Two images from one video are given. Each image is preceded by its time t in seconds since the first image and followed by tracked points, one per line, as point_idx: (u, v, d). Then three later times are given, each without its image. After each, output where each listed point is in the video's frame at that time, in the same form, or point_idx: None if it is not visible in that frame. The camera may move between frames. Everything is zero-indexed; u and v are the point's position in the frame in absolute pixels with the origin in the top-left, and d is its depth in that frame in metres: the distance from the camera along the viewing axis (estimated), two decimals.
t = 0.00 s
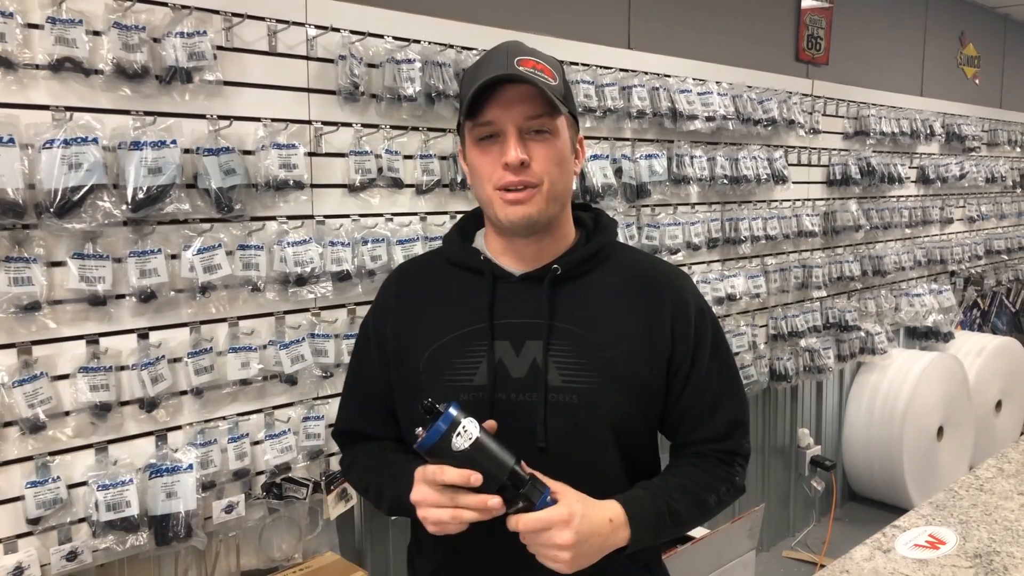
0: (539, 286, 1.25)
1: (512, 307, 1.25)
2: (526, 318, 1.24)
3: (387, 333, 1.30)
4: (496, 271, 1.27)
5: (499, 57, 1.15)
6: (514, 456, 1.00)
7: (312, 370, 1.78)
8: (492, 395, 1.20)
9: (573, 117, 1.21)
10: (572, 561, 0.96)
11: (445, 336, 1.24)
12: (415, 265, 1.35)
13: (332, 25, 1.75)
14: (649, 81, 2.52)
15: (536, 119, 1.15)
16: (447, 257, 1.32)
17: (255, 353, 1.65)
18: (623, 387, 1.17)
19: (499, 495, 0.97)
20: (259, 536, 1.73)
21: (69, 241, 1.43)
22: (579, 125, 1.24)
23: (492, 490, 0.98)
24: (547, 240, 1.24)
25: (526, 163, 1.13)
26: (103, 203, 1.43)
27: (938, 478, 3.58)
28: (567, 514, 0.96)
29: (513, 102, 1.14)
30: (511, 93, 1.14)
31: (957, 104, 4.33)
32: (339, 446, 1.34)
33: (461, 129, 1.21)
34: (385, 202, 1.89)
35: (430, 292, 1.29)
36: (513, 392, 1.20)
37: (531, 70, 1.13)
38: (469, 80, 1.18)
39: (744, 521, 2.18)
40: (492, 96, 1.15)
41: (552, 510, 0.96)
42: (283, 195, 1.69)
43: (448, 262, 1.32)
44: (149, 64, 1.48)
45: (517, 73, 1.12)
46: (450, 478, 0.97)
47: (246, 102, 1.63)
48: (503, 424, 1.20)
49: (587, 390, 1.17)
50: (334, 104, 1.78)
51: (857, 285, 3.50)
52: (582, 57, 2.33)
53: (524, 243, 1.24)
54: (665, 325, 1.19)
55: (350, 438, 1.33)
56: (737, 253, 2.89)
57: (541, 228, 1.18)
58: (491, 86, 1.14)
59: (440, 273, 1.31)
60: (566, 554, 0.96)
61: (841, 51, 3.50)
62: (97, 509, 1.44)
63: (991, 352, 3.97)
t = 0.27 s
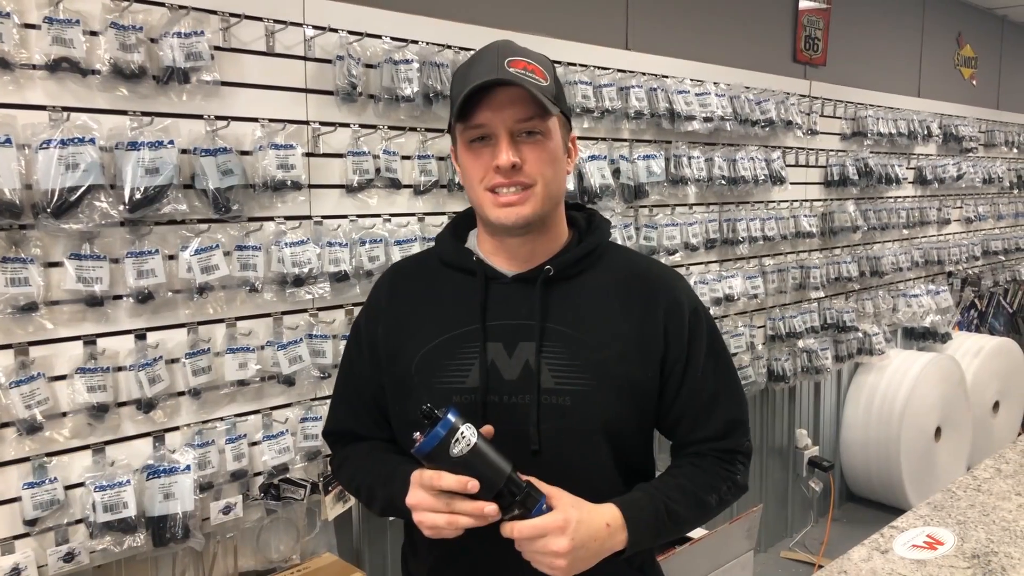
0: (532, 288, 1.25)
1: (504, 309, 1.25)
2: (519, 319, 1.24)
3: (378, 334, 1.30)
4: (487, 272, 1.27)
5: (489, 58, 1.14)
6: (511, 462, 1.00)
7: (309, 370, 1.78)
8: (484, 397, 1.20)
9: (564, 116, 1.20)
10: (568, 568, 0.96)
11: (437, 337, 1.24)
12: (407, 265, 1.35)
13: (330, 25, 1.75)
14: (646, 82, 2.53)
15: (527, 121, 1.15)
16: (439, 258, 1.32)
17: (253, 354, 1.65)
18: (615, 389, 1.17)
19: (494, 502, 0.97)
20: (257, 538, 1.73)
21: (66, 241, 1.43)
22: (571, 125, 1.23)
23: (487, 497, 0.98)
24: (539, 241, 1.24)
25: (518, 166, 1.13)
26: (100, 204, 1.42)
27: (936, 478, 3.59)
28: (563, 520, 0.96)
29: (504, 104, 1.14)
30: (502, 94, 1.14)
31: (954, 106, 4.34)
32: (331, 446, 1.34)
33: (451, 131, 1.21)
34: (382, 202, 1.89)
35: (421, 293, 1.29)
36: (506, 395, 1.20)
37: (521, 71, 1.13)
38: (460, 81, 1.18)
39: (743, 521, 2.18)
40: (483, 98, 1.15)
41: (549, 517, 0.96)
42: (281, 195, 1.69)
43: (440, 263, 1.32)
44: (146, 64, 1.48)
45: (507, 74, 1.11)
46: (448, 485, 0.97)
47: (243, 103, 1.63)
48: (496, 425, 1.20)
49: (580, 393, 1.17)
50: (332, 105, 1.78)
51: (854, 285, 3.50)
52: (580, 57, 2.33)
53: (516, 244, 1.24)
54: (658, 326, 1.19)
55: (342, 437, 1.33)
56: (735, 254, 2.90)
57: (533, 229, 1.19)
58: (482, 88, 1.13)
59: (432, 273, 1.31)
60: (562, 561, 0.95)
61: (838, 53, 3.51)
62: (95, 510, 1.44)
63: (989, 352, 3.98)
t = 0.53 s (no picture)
0: (527, 293, 1.25)
1: (499, 314, 1.25)
2: (514, 324, 1.24)
3: (373, 338, 1.30)
4: (483, 276, 1.27)
5: (483, 63, 1.14)
6: (507, 468, 1.00)
7: (308, 371, 1.78)
8: (480, 403, 1.20)
9: (559, 120, 1.20)
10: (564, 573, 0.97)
11: (432, 341, 1.24)
12: (401, 268, 1.34)
13: (328, 26, 1.75)
14: (645, 83, 2.53)
15: (522, 126, 1.14)
16: (433, 261, 1.32)
17: (251, 355, 1.65)
18: (610, 394, 1.17)
19: (490, 509, 0.97)
20: (255, 539, 1.73)
21: (64, 242, 1.43)
22: (566, 128, 1.23)
23: (484, 503, 0.97)
24: (535, 245, 1.25)
25: (512, 173, 1.13)
26: (99, 205, 1.43)
27: (934, 479, 3.59)
28: (558, 527, 0.96)
29: (498, 109, 1.13)
30: (496, 100, 1.13)
31: (953, 106, 4.34)
32: (327, 448, 1.35)
33: (446, 135, 1.21)
34: (381, 203, 1.89)
35: (415, 297, 1.29)
36: (501, 400, 1.20)
37: (515, 76, 1.12)
38: (454, 85, 1.18)
39: (741, 522, 2.18)
40: (477, 104, 1.14)
41: (545, 523, 0.96)
42: (279, 196, 1.69)
43: (434, 266, 1.32)
44: (145, 65, 1.48)
45: (501, 80, 1.11)
46: (444, 493, 0.97)
47: (242, 104, 1.63)
48: (491, 429, 1.20)
49: (575, 398, 1.18)
50: (330, 106, 1.78)
51: (853, 286, 3.50)
52: (579, 58, 2.33)
53: (511, 249, 1.24)
54: (653, 330, 1.19)
55: (338, 440, 1.33)
56: (734, 254, 2.90)
57: (527, 235, 1.19)
58: (476, 94, 1.13)
59: (426, 277, 1.31)
60: (558, 567, 0.96)
61: (837, 53, 3.51)
62: (93, 511, 1.43)
63: (987, 353, 3.98)
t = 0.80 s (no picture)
0: (525, 292, 1.25)
1: (497, 313, 1.25)
2: (513, 323, 1.24)
3: (370, 338, 1.30)
4: (481, 276, 1.27)
5: (483, 61, 1.14)
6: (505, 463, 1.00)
7: (305, 371, 1.78)
8: (479, 402, 1.20)
9: (558, 119, 1.20)
10: (563, 567, 0.97)
11: (430, 342, 1.24)
12: (397, 268, 1.34)
13: (326, 25, 1.75)
14: (643, 83, 2.53)
15: (522, 126, 1.14)
16: (430, 260, 1.32)
17: (248, 354, 1.65)
18: (609, 393, 1.17)
19: (489, 504, 0.97)
20: (253, 538, 1.73)
21: (61, 242, 1.43)
22: (565, 127, 1.23)
23: (482, 499, 0.98)
24: (533, 246, 1.25)
25: (512, 172, 1.13)
26: (95, 204, 1.43)
27: (931, 478, 3.60)
28: (558, 521, 0.96)
29: (498, 108, 1.13)
30: (496, 99, 1.13)
31: (950, 106, 4.35)
32: (324, 449, 1.34)
33: (444, 134, 1.21)
34: (379, 202, 1.89)
35: (412, 296, 1.29)
36: (500, 400, 1.20)
37: (515, 75, 1.13)
38: (453, 84, 1.17)
39: (739, 521, 2.18)
40: (477, 103, 1.14)
41: (543, 517, 0.96)
42: (277, 195, 1.69)
43: (431, 265, 1.32)
44: (142, 64, 1.47)
45: (502, 79, 1.11)
46: (443, 488, 0.97)
47: (239, 103, 1.63)
48: (490, 429, 1.20)
49: (573, 397, 1.18)
50: (328, 105, 1.78)
51: (851, 285, 3.51)
52: (577, 58, 2.33)
53: (510, 249, 1.24)
54: (651, 328, 1.20)
55: (334, 440, 1.33)
56: (732, 254, 2.90)
57: (526, 234, 1.19)
58: (476, 93, 1.13)
59: (423, 277, 1.31)
60: (557, 561, 0.96)
61: (834, 53, 3.51)
62: (90, 510, 1.43)
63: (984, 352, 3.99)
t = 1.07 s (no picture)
0: (526, 289, 1.25)
1: (498, 310, 1.24)
2: (513, 321, 1.24)
3: (370, 337, 1.30)
4: (482, 273, 1.27)
5: (483, 58, 1.14)
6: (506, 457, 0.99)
7: (304, 369, 1.78)
8: (480, 400, 1.20)
9: (559, 117, 1.20)
10: (567, 560, 0.97)
11: (430, 339, 1.24)
12: (397, 266, 1.34)
13: (325, 23, 1.74)
14: (642, 80, 2.52)
15: (523, 123, 1.14)
16: (430, 258, 1.32)
17: (248, 352, 1.65)
18: (610, 390, 1.17)
19: (491, 499, 0.97)
20: (252, 536, 1.73)
21: (60, 239, 1.42)
22: (566, 125, 1.23)
23: (484, 492, 0.97)
24: (533, 243, 1.24)
25: (513, 170, 1.13)
26: (94, 202, 1.42)
27: (930, 475, 3.60)
28: (561, 515, 0.96)
29: (500, 106, 1.13)
30: (497, 96, 1.13)
31: (950, 104, 4.34)
32: (323, 447, 1.34)
33: (444, 131, 1.21)
34: (378, 200, 1.89)
35: (413, 294, 1.29)
36: (501, 397, 1.20)
37: (516, 73, 1.12)
38: (453, 82, 1.17)
39: (738, 519, 2.18)
40: (478, 100, 1.14)
41: (546, 512, 0.96)
42: (276, 193, 1.69)
43: (431, 263, 1.31)
44: (140, 62, 1.47)
45: (503, 76, 1.11)
46: (444, 482, 0.96)
47: (238, 100, 1.62)
48: (490, 426, 1.20)
49: (574, 394, 1.18)
50: (327, 102, 1.77)
51: (850, 283, 3.51)
52: (576, 55, 2.33)
53: (510, 247, 1.24)
54: (651, 324, 1.20)
55: (334, 439, 1.33)
56: (731, 251, 2.90)
57: (527, 232, 1.19)
58: (477, 90, 1.13)
59: (423, 275, 1.31)
60: (561, 555, 0.96)
61: (834, 51, 3.51)
62: (89, 509, 1.43)
63: (983, 350, 3.99)
